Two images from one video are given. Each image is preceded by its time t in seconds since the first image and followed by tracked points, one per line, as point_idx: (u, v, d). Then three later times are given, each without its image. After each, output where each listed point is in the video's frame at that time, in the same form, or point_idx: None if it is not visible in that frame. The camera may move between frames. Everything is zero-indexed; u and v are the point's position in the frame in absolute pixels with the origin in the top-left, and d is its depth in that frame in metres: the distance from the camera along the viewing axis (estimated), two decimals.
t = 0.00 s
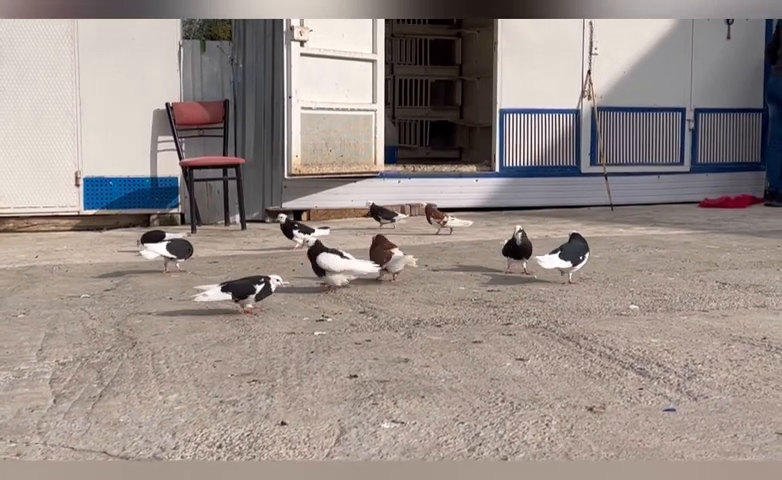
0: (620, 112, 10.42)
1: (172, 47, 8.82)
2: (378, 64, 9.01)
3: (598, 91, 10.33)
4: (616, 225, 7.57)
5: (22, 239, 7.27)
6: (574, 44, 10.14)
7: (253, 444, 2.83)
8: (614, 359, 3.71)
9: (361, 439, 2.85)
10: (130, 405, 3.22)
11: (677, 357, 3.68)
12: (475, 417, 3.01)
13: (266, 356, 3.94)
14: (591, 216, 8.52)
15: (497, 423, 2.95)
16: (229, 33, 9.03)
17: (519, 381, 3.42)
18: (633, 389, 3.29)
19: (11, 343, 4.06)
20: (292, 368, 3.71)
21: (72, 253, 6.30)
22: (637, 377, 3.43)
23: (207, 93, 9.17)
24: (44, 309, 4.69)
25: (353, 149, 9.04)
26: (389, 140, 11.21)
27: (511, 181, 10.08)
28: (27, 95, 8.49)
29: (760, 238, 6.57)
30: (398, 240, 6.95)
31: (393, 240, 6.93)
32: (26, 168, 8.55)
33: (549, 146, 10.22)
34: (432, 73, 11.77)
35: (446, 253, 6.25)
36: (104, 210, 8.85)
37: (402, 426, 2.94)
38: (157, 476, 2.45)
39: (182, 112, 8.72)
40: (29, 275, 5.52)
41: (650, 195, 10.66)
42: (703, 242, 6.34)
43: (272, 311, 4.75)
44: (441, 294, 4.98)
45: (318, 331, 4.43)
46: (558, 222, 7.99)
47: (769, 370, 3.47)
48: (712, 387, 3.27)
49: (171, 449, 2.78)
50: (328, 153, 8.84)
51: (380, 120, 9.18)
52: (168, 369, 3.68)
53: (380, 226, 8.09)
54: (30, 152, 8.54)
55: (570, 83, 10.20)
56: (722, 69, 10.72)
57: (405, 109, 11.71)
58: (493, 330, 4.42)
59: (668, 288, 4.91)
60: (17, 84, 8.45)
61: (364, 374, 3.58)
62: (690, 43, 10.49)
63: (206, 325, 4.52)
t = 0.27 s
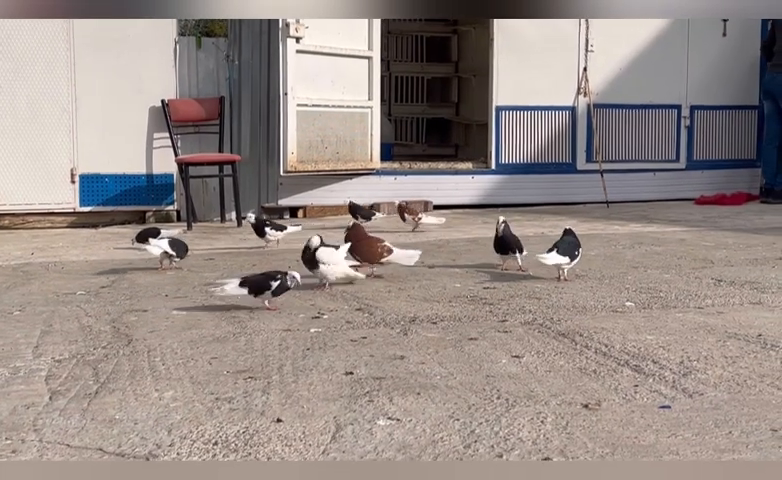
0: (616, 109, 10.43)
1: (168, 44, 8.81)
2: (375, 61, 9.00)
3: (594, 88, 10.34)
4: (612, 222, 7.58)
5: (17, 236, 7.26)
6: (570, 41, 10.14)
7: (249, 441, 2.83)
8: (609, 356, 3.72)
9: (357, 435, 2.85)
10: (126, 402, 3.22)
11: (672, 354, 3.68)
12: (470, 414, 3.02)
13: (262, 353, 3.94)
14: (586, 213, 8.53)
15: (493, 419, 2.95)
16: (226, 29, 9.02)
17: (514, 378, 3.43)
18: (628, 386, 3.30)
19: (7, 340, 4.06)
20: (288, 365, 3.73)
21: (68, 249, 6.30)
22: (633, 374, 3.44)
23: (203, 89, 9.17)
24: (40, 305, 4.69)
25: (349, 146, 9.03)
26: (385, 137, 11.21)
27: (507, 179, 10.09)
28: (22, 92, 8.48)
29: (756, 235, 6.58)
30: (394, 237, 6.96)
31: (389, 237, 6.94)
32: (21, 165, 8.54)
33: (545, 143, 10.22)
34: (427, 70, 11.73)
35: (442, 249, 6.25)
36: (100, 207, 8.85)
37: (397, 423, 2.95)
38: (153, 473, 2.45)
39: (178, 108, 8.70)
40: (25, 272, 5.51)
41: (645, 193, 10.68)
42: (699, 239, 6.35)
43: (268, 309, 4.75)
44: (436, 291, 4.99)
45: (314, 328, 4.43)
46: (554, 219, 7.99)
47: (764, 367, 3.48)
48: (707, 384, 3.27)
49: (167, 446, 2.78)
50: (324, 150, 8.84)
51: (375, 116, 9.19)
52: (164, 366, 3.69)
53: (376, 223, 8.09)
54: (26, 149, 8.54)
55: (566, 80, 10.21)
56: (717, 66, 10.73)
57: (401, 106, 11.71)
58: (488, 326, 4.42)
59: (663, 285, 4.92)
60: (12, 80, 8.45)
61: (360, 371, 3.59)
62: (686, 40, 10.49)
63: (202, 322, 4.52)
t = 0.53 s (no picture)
0: (613, 106, 10.42)
1: (165, 41, 8.81)
2: (372, 59, 9.00)
3: (592, 86, 10.33)
4: (610, 220, 7.58)
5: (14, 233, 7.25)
6: (568, 38, 10.13)
7: (245, 438, 2.83)
8: (606, 354, 3.72)
9: (354, 433, 2.85)
10: (123, 399, 3.22)
11: (669, 352, 3.69)
12: (467, 411, 3.02)
13: (259, 350, 3.93)
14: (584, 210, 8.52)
15: (490, 417, 2.95)
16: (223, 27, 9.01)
17: (511, 376, 3.43)
18: (624, 383, 3.30)
19: (3, 337, 4.05)
20: (285, 362, 3.73)
21: (66, 247, 6.29)
22: (629, 371, 3.44)
23: (201, 87, 9.16)
24: (36, 303, 4.68)
25: (347, 144, 9.02)
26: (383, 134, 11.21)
27: (505, 176, 10.09)
28: (20, 89, 8.48)
29: (753, 232, 6.58)
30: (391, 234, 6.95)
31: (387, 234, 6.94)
32: (19, 162, 8.53)
33: (543, 141, 10.22)
34: (425, 68, 11.74)
35: (439, 247, 6.25)
36: (97, 205, 8.84)
37: (394, 421, 2.94)
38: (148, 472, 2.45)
39: (175, 106, 8.70)
40: (22, 269, 5.51)
41: (643, 190, 10.68)
42: (696, 236, 6.35)
43: (265, 306, 4.75)
44: (433, 288, 4.99)
45: (311, 326, 4.42)
46: (552, 217, 7.99)
47: (760, 365, 3.48)
48: (704, 382, 3.27)
49: (163, 444, 2.78)
50: (322, 147, 8.84)
51: (373, 113, 9.18)
52: (161, 363, 3.68)
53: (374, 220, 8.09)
54: (23, 146, 8.53)
55: (564, 78, 10.20)
56: (715, 63, 10.73)
57: (399, 104, 11.71)
58: (485, 324, 4.36)
59: (660, 282, 4.92)
60: (9, 77, 8.44)
61: (357, 368, 3.59)
62: (684, 38, 10.49)
63: (199, 319, 4.52)
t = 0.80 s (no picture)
0: (613, 105, 10.42)
1: (166, 40, 8.81)
2: (372, 57, 8.99)
3: (592, 84, 10.32)
4: (610, 218, 7.59)
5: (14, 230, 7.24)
6: (569, 37, 10.12)
7: (243, 437, 2.83)
8: (604, 354, 3.73)
9: (351, 433, 2.85)
10: (121, 398, 3.22)
11: (668, 352, 3.69)
12: (464, 411, 3.02)
13: (258, 349, 3.94)
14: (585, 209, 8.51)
15: (488, 417, 2.95)
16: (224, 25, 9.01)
17: (508, 376, 3.44)
18: (623, 383, 3.30)
19: (2, 335, 4.05)
20: (283, 361, 3.75)
21: (66, 244, 6.29)
22: (627, 371, 3.45)
23: (201, 84, 9.13)
24: (35, 301, 4.68)
25: (347, 142, 9.03)
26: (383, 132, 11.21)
27: (505, 175, 10.09)
28: (20, 87, 8.48)
29: (753, 231, 6.59)
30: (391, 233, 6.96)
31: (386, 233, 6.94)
32: (18, 160, 8.54)
33: (543, 139, 10.22)
34: (425, 66, 11.75)
35: (439, 246, 6.26)
36: (97, 203, 8.84)
37: (392, 420, 2.94)
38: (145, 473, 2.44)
39: (175, 104, 8.71)
40: (21, 267, 5.51)
41: (643, 189, 10.68)
42: (696, 235, 6.35)
43: (264, 305, 4.76)
44: (433, 287, 5.00)
45: (310, 324, 4.44)
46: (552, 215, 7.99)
47: (758, 364, 3.48)
48: (702, 382, 3.28)
49: (160, 444, 2.78)
50: (321, 146, 8.84)
51: (373, 111, 9.18)
52: (159, 361, 3.69)
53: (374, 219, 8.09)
54: (23, 144, 8.53)
55: (564, 76, 10.20)
56: (716, 62, 10.72)
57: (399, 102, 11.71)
58: (484, 323, 4.44)
59: (660, 281, 4.92)
60: (10, 75, 8.44)
61: (354, 368, 3.60)
62: (684, 36, 10.48)
63: (198, 318, 4.52)
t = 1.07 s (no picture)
0: (615, 104, 10.41)
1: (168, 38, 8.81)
2: (374, 56, 8.99)
3: (594, 83, 10.32)
4: (612, 217, 7.59)
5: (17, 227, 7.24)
6: (570, 36, 10.12)
7: (245, 434, 2.83)
8: (606, 353, 3.72)
9: (353, 430, 2.85)
10: (123, 395, 3.22)
11: (671, 350, 3.68)
12: (466, 409, 3.02)
13: (260, 347, 3.95)
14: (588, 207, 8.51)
15: (490, 415, 2.95)
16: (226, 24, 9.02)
17: (511, 375, 3.44)
18: (626, 382, 3.30)
19: (4, 332, 4.06)
20: (285, 359, 3.76)
21: (68, 242, 6.30)
22: (629, 369, 3.44)
23: (202, 82, 9.10)
24: (38, 298, 4.69)
25: (348, 140, 9.02)
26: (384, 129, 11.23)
27: (506, 173, 10.08)
28: (22, 85, 8.48)
29: (755, 230, 6.58)
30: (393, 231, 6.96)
31: (389, 231, 6.94)
32: (21, 158, 8.54)
33: (544, 138, 10.21)
34: (427, 64, 11.77)
35: (441, 244, 6.27)
36: (99, 200, 8.84)
37: (394, 418, 2.94)
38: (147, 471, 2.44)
39: (177, 101, 8.71)
40: (23, 264, 5.51)
41: (644, 188, 10.67)
42: (698, 234, 6.35)
43: (265, 302, 4.76)
44: (435, 285, 5.00)
45: (311, 322, 4.46)
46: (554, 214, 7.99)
47: (761, 363, 3.47)
48: (704, 380, 3.27)
49: (162, 442, 2.77)
50: (323, 144, 8.83)
51: (374, 108, 9.17)
52: (161, 359, 3.70)
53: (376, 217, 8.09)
54: (25, 142, 8.53)
55: (566, 76, 10.19)
56: (717, 61, 10.71)
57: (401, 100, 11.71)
58: (486, 321, 4.45)
59: (662, 279, 4.92)
60: (11, 73, 8.44)
61: (356, 366, 3.60)
62: (686, 35, 10.48)
63: (200, 316, 4.53)
